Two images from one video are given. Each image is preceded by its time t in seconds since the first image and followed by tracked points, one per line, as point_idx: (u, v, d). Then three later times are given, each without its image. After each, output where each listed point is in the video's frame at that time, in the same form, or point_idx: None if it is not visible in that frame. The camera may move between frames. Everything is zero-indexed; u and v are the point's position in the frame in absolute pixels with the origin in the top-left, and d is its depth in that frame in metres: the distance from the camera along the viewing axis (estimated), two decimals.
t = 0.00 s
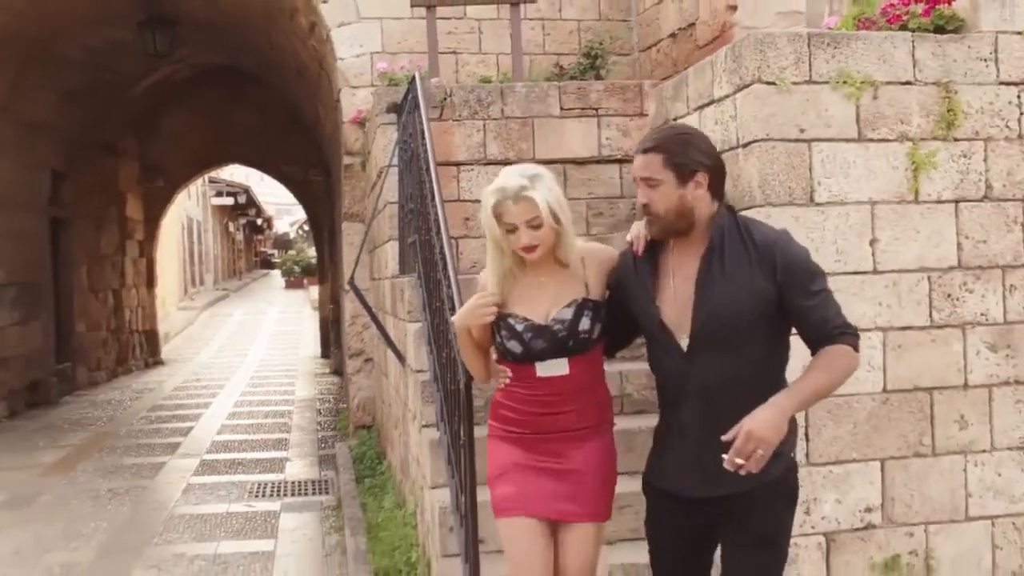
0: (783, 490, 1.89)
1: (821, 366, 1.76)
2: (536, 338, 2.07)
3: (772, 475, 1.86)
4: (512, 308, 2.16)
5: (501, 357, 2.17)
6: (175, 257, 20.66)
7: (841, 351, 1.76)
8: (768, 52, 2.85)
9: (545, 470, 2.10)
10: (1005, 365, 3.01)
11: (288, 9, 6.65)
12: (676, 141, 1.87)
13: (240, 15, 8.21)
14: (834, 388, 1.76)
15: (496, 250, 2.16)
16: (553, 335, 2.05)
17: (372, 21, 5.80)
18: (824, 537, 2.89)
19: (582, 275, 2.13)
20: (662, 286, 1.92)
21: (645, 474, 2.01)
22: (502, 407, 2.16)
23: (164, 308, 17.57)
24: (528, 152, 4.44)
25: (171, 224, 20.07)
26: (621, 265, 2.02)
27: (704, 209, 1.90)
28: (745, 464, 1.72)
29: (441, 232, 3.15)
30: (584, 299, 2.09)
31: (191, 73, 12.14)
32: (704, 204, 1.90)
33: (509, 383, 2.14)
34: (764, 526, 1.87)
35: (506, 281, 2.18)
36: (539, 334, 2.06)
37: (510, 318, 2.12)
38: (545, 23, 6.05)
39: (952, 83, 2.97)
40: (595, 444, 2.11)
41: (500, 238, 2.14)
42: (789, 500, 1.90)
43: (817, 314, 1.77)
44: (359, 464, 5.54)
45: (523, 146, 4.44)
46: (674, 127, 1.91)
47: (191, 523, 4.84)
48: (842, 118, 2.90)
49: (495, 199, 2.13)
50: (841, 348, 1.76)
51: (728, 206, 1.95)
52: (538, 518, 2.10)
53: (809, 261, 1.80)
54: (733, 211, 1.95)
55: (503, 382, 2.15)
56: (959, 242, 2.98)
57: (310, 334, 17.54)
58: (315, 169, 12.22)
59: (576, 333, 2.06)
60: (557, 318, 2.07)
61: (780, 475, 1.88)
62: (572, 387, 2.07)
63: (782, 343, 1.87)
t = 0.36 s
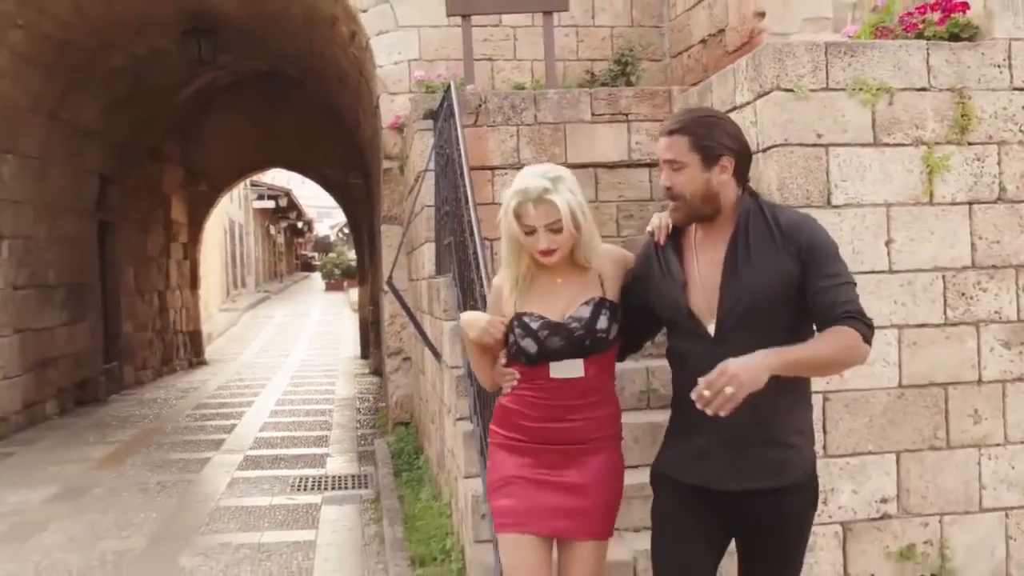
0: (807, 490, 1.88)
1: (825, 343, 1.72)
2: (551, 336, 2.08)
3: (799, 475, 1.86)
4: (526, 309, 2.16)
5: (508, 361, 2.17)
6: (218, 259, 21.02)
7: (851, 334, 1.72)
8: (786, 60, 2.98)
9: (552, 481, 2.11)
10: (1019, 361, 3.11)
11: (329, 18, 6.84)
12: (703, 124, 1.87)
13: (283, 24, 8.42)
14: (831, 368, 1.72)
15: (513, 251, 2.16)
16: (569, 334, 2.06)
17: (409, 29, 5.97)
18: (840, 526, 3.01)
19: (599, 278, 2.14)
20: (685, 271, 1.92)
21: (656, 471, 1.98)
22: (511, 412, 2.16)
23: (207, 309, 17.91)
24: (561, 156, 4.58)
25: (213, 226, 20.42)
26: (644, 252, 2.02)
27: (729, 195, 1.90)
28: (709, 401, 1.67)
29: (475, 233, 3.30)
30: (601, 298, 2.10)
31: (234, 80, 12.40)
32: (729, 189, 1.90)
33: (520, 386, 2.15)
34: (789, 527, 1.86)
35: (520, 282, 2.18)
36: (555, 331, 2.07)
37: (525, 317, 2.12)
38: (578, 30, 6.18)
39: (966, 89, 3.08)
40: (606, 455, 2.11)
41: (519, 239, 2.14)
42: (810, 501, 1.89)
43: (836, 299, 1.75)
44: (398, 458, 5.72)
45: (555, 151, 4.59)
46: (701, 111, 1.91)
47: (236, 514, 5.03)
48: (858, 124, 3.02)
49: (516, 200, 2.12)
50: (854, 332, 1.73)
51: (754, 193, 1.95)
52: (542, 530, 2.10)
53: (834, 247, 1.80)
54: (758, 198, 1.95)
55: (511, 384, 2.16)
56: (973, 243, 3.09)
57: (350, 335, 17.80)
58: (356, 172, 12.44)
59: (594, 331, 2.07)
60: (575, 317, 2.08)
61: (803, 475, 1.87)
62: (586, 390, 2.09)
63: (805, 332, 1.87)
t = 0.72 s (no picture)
0: (806, 499, 1.94)
1: (814, 353, 1.79)
2: (544, 339, 2.12)
3: (800, 484, 1.92)
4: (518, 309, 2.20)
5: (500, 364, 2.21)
6: (251, 261, 21.32)
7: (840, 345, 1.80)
8: (798, 71, 3.10)
9: (543, 489, 2.14)
10: None
11: (361, 26, 7.02)
12: (704, 135, 1.94)
13: (315, 31, 8.61)
14: (816, 378, 1.79)
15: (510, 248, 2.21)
16: (561, 337, 2.10)
17: (439, 37, 6.14)
18: (851, 518, 3.13)
19: (591, 282, 2.18)
20: (685, 284, 1.98)
21: (655, 490, 2.02)
22: (503, 421, 2.20)
23: (241, 310, 18.21)
24: (585, 161, 4.73)
25: (247, 227, 20.71)
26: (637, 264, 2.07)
27: (728, 205, 1.97)
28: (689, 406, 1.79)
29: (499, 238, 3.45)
30: (594, 302, 2.15)
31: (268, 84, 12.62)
32: (728, 200, 1.97)
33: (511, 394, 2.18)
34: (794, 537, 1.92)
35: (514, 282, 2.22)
36: (548, 334, 2.12)
37: (516, 317, 2.17)
38: (603, 36, 6.30)
39: (973, 97, 3.19)
40: (600, 460, 2.13)
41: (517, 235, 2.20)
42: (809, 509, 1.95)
43: (830, 310, 1.82)
44: (427, 454, 5.89)
45: (580, 156, 4.73)
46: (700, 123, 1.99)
47: (272, 507, 5.22)
48: (868, 131, 3.14)
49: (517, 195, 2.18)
50: (846, 343, 1.80)
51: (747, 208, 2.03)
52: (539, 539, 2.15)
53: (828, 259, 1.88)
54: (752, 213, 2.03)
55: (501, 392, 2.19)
56: (980, 245, 3.20)
57: (381, 334, 18.02)
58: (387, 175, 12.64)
59: (586, 335, 2.11)
60: (567, 319, 2.13)
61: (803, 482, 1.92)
62: (577, 394, 2.12)
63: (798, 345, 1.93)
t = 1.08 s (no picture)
0: (804, 489, 1.91)
1: (793, 324, 1.74)
2: (550, 347, 2.02)
3: (796, 477, 1.89)
4: (516, 319, 2.10)
5: (498, 380, 2.10)
6: (281, 257, 21.61)
7: (821, 319, 1.75)
8: (813, 76, 3.23)
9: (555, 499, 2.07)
10: None
11: (391, 27, 7.17)
12: (684, 126, 1.88)
13: (345, 31, 8.77)
14: (793, 346, 1.74)
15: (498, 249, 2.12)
16: (569, 342, 2.02)
17: (467, 39, 6.29)
18: (863, 505, 3.26)
19: (579, 277, 2.15)
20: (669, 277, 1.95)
21: (648, 484, 2.01)
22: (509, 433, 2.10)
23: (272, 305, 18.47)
24: (609, 161, 4.87)
25: (276, 222, 20.95)
26: (619, 255, 2.05)
27: (711, 199, 1.91)
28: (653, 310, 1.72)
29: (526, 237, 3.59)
30: (590, 300, 2.09)
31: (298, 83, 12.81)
32: (711, 192, 1.91)
33: (517, 408, 2.08)
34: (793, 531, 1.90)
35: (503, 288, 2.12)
36: (554, 341, 2.02)
37: (517, 330, 2.06)
38: (627, 37, 6.41)
39: (983, 101, 3.31)
40: (611, 460, 2.09)
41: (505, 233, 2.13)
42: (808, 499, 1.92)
43: (812, 301, 1.79)
44: (456, 446, 6.06)
45: (605, 156, 4.87)
46: (678, 111, 1.92)
47: (307, 495, 5.40)
48: (881, 134, 3.27)
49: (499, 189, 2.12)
50: (828, 322, 1.77)
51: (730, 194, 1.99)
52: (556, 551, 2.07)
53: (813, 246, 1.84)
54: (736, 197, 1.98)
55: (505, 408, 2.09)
56: (989, 244, 3.32)
57: (410, 330, 18.23)
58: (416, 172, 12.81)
59: (592, 336, 2.04)
60: (570, 323, 2.05)
61: (800, 472, 1.90)
62: (589, 399, 2.06)
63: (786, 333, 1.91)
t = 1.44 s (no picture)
0: (801, 511, 1.99)
1: (792, 363, 1.80)
2: (546, 339, 2.18)
3: (790, 497, 1.97)
4: (516, 305, 2.24)
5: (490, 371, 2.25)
6: (314, 252, 21.85)
7: (825, 352, 1.80)
8: (829, 79, 3.36)
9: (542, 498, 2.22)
10: None
11: (422, 29, 7.34)
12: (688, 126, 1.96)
13: (378, 32, 8.93)
14: (794, 386, 1.80)
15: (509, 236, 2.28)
16: (564, 336, 2.19)
17: (497, 40, 6.44)
18: (877, 493, 3.38)
19: (583, 278, 2.31)
20: (668, 283, 2.05)
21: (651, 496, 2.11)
22: (498, 434, 2.24)
23: (305, 300, 18.72)
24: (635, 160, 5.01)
25: (309, 219, 21.20)
26: (624, 261, 2.16)
27: (710, 202, 2.01)
28: (664, 383, 1.79)
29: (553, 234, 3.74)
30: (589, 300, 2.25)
31: (331, 82, 13.00)
32: (710, 196, 2.00)
33: (508, 404, 2.23)
34: (787, 546, 1.98)
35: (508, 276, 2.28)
36: (551, 334, 2.18)
37: (514, 317, 2.21)
38: (654, 38, 6.51)
39: (995, 102, 3.42)
40: (598, 467, 2.26)
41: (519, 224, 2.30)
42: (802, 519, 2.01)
43: (815, 317, 1.83)
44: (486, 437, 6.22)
45: (631, 155, 5.01)
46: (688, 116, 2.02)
47: (342, 484, 5.58)
48: (894, 135, 3.39)
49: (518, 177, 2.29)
50: (829, 351, 1.81)
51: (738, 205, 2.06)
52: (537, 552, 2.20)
53: (814, 264, 1.89)
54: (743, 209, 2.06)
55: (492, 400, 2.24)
56: (1001, 241, 3.43)
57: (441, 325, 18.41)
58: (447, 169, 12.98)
59: (587, 333, 2.21)
60: (568, 318, 2.21)
61: (795, 491, 1.98)
62: (581, 399, 2.23)
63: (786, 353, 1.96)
